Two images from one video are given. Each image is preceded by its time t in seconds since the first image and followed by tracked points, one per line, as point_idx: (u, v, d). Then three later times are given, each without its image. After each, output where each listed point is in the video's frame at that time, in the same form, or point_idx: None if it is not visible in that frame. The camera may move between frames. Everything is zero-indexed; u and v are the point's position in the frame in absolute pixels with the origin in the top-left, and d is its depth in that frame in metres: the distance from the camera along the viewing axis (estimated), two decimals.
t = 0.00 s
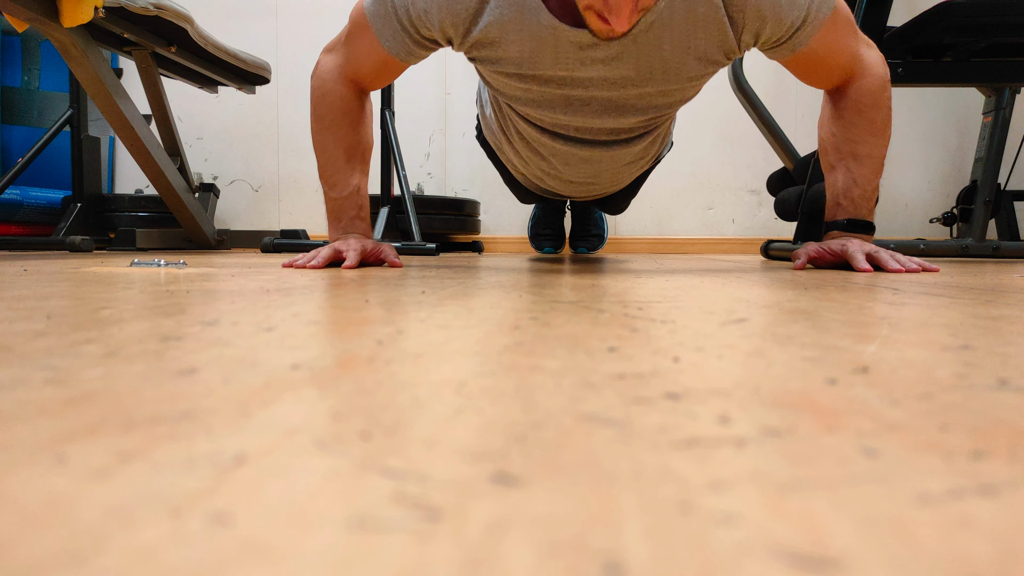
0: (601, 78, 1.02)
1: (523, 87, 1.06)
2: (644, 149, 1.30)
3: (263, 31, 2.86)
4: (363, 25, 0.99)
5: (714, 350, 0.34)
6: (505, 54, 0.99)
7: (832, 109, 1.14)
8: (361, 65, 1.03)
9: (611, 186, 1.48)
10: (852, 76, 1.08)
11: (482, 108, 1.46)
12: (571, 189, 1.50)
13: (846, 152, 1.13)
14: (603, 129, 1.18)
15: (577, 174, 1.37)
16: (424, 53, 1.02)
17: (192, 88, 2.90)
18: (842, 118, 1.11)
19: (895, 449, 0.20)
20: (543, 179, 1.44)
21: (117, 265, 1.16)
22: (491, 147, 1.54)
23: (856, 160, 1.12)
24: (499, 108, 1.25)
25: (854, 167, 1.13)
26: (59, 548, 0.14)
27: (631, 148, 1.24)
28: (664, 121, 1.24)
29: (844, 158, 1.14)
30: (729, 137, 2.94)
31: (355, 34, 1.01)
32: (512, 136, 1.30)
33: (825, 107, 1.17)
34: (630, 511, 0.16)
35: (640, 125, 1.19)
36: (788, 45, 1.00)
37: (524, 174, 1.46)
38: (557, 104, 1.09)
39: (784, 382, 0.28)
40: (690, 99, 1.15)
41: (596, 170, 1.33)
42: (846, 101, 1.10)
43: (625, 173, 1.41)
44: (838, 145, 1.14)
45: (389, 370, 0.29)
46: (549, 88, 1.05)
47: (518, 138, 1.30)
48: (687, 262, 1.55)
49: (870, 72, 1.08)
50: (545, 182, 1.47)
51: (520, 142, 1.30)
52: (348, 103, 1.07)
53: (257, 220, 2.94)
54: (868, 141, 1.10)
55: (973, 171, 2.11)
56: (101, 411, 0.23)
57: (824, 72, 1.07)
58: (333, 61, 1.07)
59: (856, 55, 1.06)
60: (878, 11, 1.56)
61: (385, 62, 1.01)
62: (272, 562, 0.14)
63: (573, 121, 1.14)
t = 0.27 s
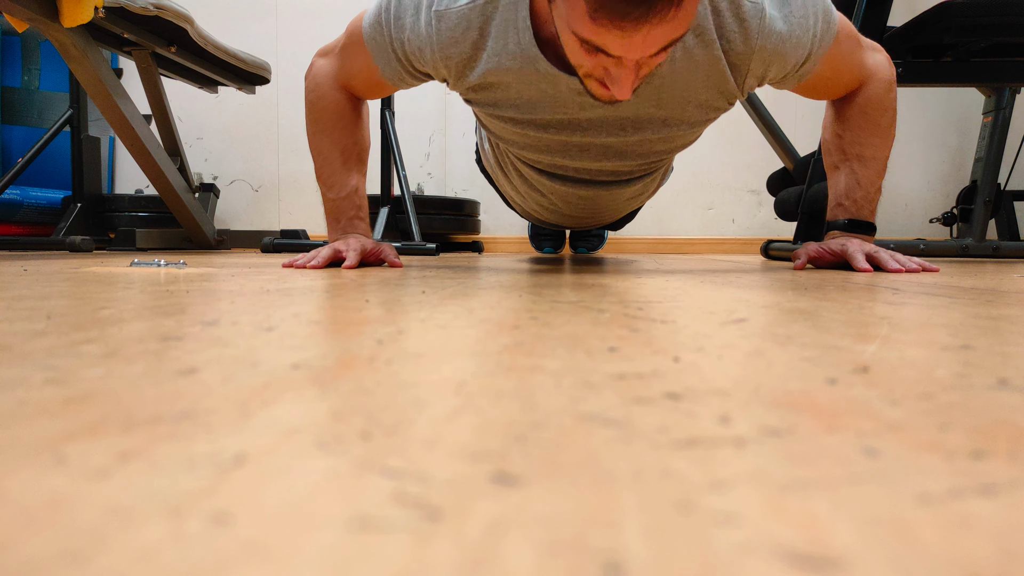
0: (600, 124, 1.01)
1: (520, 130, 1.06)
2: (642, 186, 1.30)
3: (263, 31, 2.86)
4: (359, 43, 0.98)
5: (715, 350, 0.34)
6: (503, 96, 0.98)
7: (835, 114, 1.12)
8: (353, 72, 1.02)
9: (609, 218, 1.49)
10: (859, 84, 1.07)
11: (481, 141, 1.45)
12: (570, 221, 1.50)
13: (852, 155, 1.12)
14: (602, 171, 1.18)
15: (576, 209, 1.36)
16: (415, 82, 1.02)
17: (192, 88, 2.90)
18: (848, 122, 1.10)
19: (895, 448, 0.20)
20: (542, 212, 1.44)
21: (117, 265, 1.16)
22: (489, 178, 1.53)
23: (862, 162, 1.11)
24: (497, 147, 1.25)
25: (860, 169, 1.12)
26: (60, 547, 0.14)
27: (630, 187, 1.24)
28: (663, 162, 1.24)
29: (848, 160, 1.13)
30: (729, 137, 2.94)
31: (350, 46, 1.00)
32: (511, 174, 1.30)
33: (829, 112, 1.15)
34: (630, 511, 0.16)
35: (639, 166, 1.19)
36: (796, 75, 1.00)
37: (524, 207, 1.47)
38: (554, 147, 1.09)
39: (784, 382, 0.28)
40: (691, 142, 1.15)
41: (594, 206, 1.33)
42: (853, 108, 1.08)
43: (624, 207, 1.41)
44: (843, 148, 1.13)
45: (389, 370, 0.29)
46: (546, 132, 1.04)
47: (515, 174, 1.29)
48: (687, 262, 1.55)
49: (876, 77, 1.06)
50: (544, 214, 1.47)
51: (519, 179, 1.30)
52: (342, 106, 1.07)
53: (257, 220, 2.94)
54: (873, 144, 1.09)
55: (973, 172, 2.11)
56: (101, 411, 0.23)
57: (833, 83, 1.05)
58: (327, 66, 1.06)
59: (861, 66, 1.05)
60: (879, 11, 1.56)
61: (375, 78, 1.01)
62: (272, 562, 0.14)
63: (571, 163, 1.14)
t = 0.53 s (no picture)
0: (598, 168, 1.01)
1: (519, 172, 1.05)
2: (641, 221, 1.30)
3: (263, 31, 2.86)
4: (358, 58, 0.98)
5: (715, 350, 0.34)
6: (501, 141, 0.97)
7: (836, 120, 1.12)
8: (348, 76, 1.01)
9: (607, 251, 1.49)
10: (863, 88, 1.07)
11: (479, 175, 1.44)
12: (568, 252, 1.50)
13: (854, 156, 1.12)
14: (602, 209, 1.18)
15: (576, 244, 1.36)
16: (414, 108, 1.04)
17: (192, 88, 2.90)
18: (852, 124, 1.10)
19: (894, 448, 0.20)
20: (540, 246, 1.45)
21: (118, 265, 1.16)
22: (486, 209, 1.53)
23: (863, 163, 1.12)
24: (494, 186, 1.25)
25: (861, 169, 1.12)
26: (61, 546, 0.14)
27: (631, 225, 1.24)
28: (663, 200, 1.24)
29: (851, 161, 1.13)
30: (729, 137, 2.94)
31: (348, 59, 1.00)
32: (509, 211, 1.30)
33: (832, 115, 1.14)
34: (629, 511, 0.16)
35: (638, 205, 1.19)
36: (801, 100, 1.00)
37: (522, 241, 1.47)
38: (553, 189, 1.08)
39: (783, 382, 0.28)
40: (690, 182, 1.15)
41: (592, 241, 1.33)
42: (857, 112, 1.08)
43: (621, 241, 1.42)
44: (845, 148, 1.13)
45: (389, 371, 0.29)
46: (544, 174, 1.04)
47: (514, 210, 1.28)
48: (687, 262, 1.55)
49: (879, 79, 1.06)
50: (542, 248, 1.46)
51: (517, 216, 1.30)
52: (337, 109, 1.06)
53: (257, 220, 2.94)
54: (875, 145, 1.10)
55: (973, 172, 2.11)
56: (102, 411, 0.23)
57: (836, 95, 1.05)
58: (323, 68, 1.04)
59: (863, 74, 1.05)
60: (879, 11, 1.56)
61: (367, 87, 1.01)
62: (273, 562, 0.14)
63: (570, 202, 1.13)
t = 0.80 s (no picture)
0: (601, 208, 1.02)
1: (519, 207, 1.06)
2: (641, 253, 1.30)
3: (264, 31, 2.86)
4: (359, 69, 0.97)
5: (715, 350, 0.34)
6: (505, 178, 0.98)
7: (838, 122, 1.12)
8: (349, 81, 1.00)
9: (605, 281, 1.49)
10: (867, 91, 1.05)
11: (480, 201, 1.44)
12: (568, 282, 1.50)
13: (855, 156, 1.12)
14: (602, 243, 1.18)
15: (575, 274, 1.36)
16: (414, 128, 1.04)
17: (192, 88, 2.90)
18: (853, 125, 1.09)
19: (895, 449, 0.20)
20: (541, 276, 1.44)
21: (117, 266, 1.16)
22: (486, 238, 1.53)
23: (864, 164, 1.11)
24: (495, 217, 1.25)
25: (862, 170, 1.12)
26: (60, 546, 0.14)
27: (631, 258, 1.24)
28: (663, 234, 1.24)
29: (852, 161, 1.13)
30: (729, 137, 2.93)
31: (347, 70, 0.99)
32: (511, 242, 1.30)
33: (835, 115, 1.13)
34: (630, 511, 0.16)
35: (639, 238, 1.19)
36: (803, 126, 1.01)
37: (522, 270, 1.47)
38: (554, 223, 1.08)
39: (784, 382, 0.28)
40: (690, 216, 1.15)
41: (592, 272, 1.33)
42: (859, 115, 1.08)
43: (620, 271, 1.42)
44: (846, 149, 1.13)
45: (389, 371, 0.29)
46: (545, 209, 1.04)
47: (513, 239, 1.28)
48: (687, 262, 1.55)
49: (883, 79, 1.05)
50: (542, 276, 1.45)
51: (519, 247, 1.30)
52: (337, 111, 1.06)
53: (257, 220, 2.94)
54: (876, 146, 1.09)
55: (973, 172, 2.11)
56: (101, 411, 0.23)
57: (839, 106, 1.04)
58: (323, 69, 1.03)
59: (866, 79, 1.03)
60: (879, 11, 1.56)
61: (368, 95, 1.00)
62: (273, 562, 0.14)
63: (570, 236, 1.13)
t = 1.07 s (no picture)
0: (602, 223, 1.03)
1: (522, 219, 1.06)
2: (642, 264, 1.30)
3: (264, 32, 2.86)
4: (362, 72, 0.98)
5: (715, 350, 0.34)
6: (506, 192, 0.99)
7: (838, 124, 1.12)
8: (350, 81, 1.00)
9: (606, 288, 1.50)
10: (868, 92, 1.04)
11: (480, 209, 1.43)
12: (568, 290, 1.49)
13: (855, 157, 1.12)
14: (603, 255, 1.18)
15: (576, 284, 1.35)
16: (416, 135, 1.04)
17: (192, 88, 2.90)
18: (852, 127, 1.09)
19: (895, 449, 0.20)
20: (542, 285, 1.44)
21: (117, 265, 1.16)
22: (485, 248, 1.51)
23: (864, 165, 1.11)
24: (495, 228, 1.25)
25: (862, 171, 1.12)
26: (61, 546, 0.14)
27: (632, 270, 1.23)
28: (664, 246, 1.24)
29: (853, 162, 1.13)
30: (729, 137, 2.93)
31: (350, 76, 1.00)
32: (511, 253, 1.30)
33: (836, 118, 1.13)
34: (630, 511, 0.16)
35: (640, 251, 1.18)
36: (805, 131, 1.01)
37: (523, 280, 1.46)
38: (556, 235, 1.09)
39: (784, 381, 0.28)
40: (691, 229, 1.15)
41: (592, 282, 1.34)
42: (859, 117, 1.07)
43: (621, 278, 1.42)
44: (845, 149, 1.13)
45: (389, 371, 0.29)
46: (547, 222, 1.04)
47: (513, 249, 1.27)
48: (687, 262, 1.55)
49: (883, 80, 1.04)
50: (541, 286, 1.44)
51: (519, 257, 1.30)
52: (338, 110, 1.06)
53: (257, 220, 2.94)
54: (875, 146, 1.09)
55: (973, 171, 2.11)
56: (103, 411, 0.23)
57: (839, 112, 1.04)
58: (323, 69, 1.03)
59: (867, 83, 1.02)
60: (879, 11, 1.56)
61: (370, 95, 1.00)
62: (273, 563, 0.14)
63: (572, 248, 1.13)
